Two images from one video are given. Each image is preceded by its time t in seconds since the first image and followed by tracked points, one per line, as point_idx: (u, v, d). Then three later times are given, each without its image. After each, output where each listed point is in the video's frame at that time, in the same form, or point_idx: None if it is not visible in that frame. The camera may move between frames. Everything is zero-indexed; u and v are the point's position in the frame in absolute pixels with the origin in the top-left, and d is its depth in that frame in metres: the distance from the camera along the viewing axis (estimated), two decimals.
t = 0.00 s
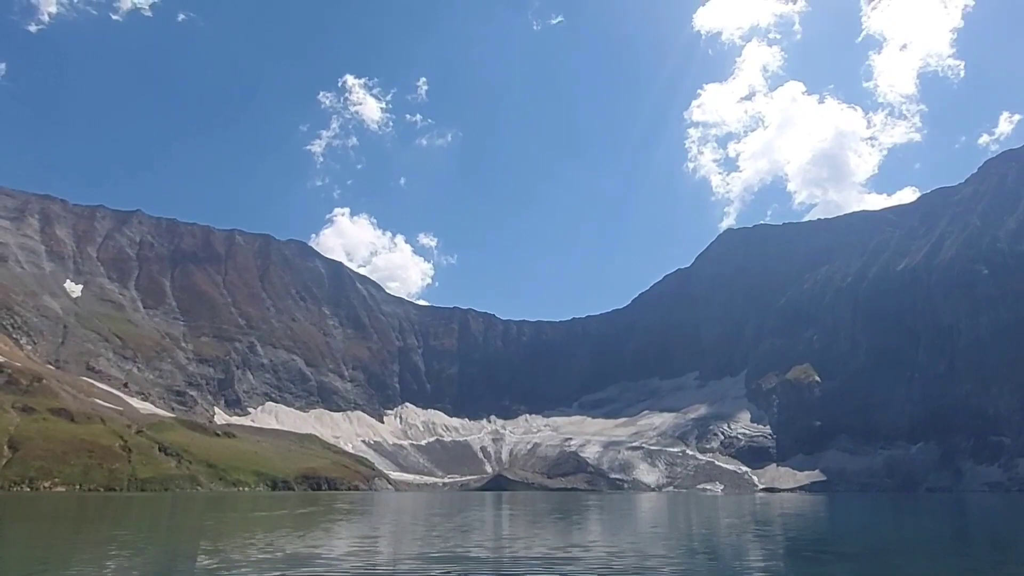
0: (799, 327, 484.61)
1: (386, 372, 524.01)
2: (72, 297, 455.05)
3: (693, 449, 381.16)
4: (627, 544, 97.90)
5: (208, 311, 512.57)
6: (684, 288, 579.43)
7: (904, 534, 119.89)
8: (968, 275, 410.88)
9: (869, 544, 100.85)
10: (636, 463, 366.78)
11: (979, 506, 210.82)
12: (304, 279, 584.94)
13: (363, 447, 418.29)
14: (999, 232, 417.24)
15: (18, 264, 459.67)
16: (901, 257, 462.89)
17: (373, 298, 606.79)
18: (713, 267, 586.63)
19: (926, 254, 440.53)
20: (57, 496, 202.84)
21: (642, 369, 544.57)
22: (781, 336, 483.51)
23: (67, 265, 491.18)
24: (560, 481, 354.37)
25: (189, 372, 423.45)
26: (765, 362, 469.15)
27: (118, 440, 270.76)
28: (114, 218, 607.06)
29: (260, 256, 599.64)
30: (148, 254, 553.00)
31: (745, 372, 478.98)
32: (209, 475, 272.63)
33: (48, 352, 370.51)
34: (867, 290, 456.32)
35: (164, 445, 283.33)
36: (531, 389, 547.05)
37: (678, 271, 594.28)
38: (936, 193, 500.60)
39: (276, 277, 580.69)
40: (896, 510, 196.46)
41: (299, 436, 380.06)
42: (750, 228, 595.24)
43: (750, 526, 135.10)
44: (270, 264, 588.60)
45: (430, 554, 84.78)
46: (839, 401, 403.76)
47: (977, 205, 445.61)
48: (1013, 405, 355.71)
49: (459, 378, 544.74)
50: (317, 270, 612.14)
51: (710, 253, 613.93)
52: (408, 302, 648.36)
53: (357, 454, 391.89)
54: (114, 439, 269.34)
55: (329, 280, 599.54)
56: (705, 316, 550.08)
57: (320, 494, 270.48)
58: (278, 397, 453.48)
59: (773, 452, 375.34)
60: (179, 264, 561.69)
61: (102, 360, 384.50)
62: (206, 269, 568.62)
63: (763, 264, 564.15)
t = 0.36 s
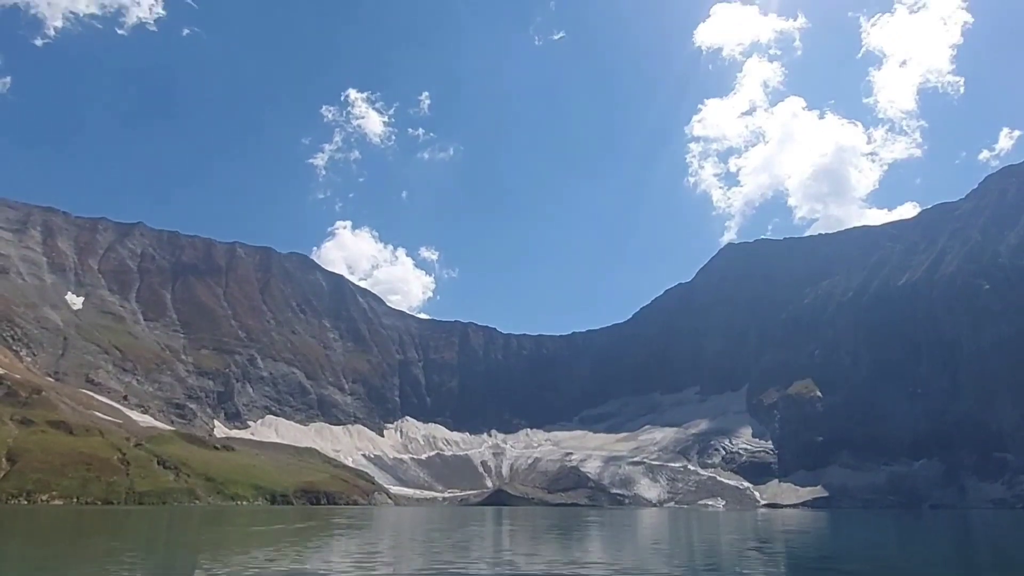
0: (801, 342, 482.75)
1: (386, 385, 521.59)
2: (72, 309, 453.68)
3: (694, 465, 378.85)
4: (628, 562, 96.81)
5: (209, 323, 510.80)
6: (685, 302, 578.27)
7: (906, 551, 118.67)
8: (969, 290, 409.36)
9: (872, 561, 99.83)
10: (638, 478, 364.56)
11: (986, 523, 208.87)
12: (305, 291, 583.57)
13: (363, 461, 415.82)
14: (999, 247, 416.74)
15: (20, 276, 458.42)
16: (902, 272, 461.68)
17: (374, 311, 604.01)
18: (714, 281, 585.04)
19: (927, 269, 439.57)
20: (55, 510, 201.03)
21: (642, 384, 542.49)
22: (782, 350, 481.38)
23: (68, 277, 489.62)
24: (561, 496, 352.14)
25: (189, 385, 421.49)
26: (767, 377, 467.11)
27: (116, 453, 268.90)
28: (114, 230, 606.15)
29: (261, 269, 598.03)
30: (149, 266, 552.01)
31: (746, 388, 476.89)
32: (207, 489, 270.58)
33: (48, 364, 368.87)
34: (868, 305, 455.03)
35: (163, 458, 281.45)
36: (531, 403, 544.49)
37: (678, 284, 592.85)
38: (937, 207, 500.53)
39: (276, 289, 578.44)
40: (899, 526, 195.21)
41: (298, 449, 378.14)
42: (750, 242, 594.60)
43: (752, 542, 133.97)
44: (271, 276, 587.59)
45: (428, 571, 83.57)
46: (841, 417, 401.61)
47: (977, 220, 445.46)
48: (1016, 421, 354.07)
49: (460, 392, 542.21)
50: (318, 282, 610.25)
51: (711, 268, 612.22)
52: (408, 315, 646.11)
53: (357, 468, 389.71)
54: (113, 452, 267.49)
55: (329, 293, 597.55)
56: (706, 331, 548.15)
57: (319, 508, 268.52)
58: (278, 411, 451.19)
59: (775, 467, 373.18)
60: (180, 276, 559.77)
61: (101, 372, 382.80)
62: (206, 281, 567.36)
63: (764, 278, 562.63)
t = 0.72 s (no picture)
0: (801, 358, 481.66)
1: (385, 397, 519.54)
2: (71, 318, 452.41)
3: (694, 480, 377.19)
4: None
5: (208, 333, 509.23)
6: (685, 316, 577.84)
7: (903, 571, 118.19)
8: (970, 307, 409.61)
9: None
10: (637, 493, 362.67)
11: (988, 541, 207.44)
12: (304, 303, 581.68)
13: (361, 474, 413.65)
14: (998, 265, 417.80)
15: (19, 284, 457.41)
16: (902, 288, 461.76)
17: (374, 322, 601.06)
18: (714, 295, 584.76)
19: (926, 286, 439.66)
20: (50, 520, 199.43)
21: (642, 398, 540.94)
22: (782, 366, 480.10)
23: (67, 286, 488.33)
24: (561, 511, 350.36)
25: (187, 395, 419.87)
26: (766, 392, 465.66)
27: (113, 463, 267.17)
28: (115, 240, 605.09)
29: (261, 279, 596.08)
30: (148, 276, 550.79)
31: (746, 403, 475.36)
32: (204, 500, 268.69)
33: (46, 373, 367.46)
34: (868, 321, 454.60)
35: (160, 469, 279.66)
36: (530, 416, 542.73)
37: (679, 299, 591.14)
38: (937, 224, 500.43)
39: (276, 299, 576.69)
40: (900, 544, 194.54)
41: (296, 461, 375.88)
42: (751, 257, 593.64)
43: (750, 560, 133.45)
44: (271, 287, 586.11)
45: None
46: (841, 432, 399.88)
47: (977, 238, 448.68)
48: (1017, 438, 352.93)
49: (459, 405, 540.36)
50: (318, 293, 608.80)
51: (711, 283, 612.21)
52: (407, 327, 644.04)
53: (354, 481, 387.11)
54: (109, 462, 265.74)
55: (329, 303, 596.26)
56: (706, 345, 547.21)
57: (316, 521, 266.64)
58: (276, 422, 449.34)
59: (774, 483, 371.40)
60: (180, 286, 557.94)
61: (99, 382, 381.34)
62: (206, 292, 565.70)
63: (763, 293, 562.22)
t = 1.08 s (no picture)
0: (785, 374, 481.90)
1: (369, 404, 514.70)
2: (51, 316, 446.33)
3: (677, 494, 376.17)
4: None
5: (190, 335, 503.70)
6: (671, 330, 578.55)
7: None
8: (952, 327, 411.30)
9: None
10: (620, 507, 360.76)
11: (968, 562, 207.16)
12: (290, 307, 574.51)
13: (342, 482, 409.32)
14: (980, 287, 421.68)
15: None
16: (885, 307, 464.46)
17: (360, 328, 594.63)
18: (700, 310, 585.46)
19: (909, 306, 441.85)
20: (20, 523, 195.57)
21: (627, 411, 539.68)
22: (766, 382, 480.25)
23: (48, 283, 481.83)
24: (543, 522, 348.46)
25: (166, 398, 414.87)
26: (750, 408, 465.53)
27: (88, 465, 262.66)
28: (98, 238, 597.36)
29: (247, 281, 588.65)
30: (132, 275, 544.37)
31: (730, 418, 474.86)
32: (180, 505, 264.75)
33: (23, 371, 361.85)
34: (852, 340, 456.03)
35: (136, 472, 275.43)
36: (515, 426, 540.30)
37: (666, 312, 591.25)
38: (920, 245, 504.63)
39: (261, 302, 570.08)
40: (882, 562, 195.06)
41: (275, 467, 371.49)
42: (737, 273, 595.38)
43: None
44: (256, 290, 578.34)
45: None
46: (821, 450, 396.74)
47: (960, 259, 453.96)
48: (999, 461, 354.99)
49: (443, 414, 537.05)
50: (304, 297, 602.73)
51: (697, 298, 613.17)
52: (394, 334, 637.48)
53: (335, 488, 382.84)
54: (84, 464, 261.25)
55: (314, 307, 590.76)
56: (692, 359, 547.18)
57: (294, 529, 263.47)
58: (257, 428, 444.53)
59: (757, 499, 370.20)
60: (163, 287, 551.00)
61: (77, 382, 375.42)
62: (190, 293, 559.28)
63: (749, 309, 563.25)
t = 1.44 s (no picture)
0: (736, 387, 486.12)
1: (320, 402, 505.09)
2: None
3: (625, 502, 376.43)
4: None
5: (135, 324, 488.00)
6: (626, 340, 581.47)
7: None
8: (894, 347, 414.24)
9: None
10: (569, 514, 357.60)
11: None
12: (242, 299, 557.76)
13: (287, 481, 399.54)
14: (923, 311, 431.78)
15: None
16: (833, 326, 472.96)
17: (314, 325, 575.97)
18: (655, 321, 588.42)
19: (856, 325, 448.73)
20: None
21: (581, 418, 539.55)
22: (717, 394, 484.02)
23: None
24: (492, 527, 346.61)
25: (107, 388, 402.27)
26: (701, 419, 468.57)
27: (19, 456, 251.32)
28: (43, 220, 576.04)
29: (198, 272, 569.71)
30: (76, 260, 526.07)
31: (681, 429, 477.71)
32: (116, 501, 255.56)
33: None
34: (801, 355, 462.31)
35: (70, 464, 265.08)
36: (467, 431, 537.29)
37: (622, 322, 593.27)
38: (869, 269, 515.31)
39: (212, 292, 549.81)
40: None
41: (220, 464, 363.72)
42: (692, 286, 600.50)
43: None
44: (207, 280, 559.24)
45: None
46: (766, 465, 399.82)
47: (906, 284, 467.29)
48: (934, 480, 360.50)
49: (395, 415, 531.21)
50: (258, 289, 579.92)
51: (654, 308, 616.68)
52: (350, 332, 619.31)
53: (280, 488, 374.76)
54: (15, 455, 249.89)
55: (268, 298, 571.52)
56: (647, 368, 549.19)
57: (235, 528, 256.58)
58: (201, 422, 433.23)
59: (704, 509, 372.37)
60: (109, 274, 532.82)
61: (12, 367, 357.44)
62: (137, 281, 541.46)
63: (704, 321, 567.33)
